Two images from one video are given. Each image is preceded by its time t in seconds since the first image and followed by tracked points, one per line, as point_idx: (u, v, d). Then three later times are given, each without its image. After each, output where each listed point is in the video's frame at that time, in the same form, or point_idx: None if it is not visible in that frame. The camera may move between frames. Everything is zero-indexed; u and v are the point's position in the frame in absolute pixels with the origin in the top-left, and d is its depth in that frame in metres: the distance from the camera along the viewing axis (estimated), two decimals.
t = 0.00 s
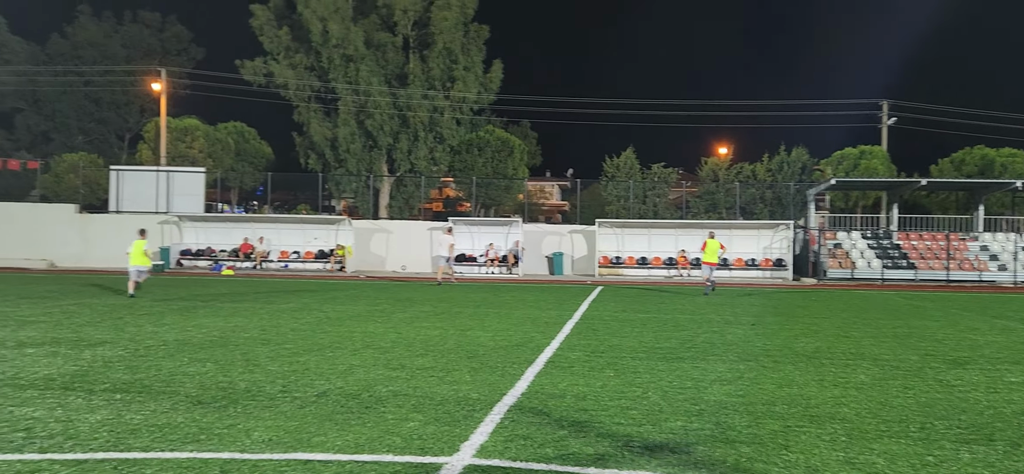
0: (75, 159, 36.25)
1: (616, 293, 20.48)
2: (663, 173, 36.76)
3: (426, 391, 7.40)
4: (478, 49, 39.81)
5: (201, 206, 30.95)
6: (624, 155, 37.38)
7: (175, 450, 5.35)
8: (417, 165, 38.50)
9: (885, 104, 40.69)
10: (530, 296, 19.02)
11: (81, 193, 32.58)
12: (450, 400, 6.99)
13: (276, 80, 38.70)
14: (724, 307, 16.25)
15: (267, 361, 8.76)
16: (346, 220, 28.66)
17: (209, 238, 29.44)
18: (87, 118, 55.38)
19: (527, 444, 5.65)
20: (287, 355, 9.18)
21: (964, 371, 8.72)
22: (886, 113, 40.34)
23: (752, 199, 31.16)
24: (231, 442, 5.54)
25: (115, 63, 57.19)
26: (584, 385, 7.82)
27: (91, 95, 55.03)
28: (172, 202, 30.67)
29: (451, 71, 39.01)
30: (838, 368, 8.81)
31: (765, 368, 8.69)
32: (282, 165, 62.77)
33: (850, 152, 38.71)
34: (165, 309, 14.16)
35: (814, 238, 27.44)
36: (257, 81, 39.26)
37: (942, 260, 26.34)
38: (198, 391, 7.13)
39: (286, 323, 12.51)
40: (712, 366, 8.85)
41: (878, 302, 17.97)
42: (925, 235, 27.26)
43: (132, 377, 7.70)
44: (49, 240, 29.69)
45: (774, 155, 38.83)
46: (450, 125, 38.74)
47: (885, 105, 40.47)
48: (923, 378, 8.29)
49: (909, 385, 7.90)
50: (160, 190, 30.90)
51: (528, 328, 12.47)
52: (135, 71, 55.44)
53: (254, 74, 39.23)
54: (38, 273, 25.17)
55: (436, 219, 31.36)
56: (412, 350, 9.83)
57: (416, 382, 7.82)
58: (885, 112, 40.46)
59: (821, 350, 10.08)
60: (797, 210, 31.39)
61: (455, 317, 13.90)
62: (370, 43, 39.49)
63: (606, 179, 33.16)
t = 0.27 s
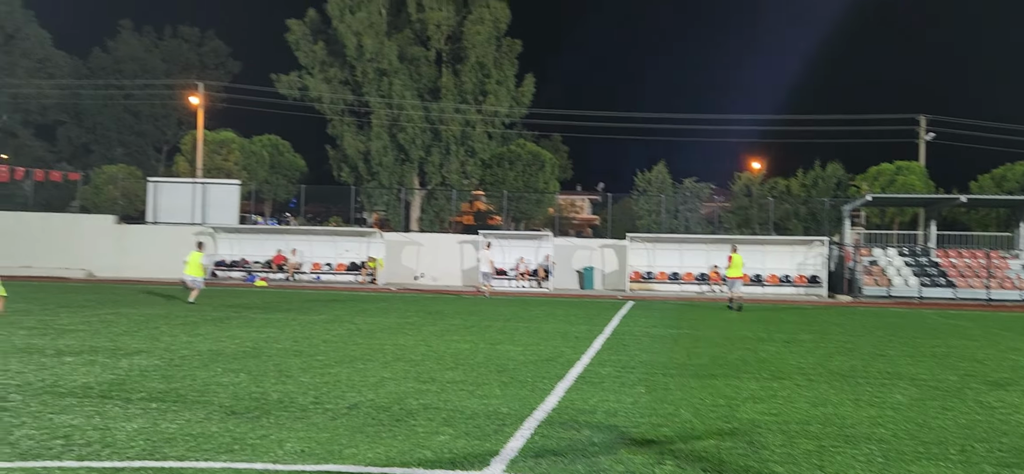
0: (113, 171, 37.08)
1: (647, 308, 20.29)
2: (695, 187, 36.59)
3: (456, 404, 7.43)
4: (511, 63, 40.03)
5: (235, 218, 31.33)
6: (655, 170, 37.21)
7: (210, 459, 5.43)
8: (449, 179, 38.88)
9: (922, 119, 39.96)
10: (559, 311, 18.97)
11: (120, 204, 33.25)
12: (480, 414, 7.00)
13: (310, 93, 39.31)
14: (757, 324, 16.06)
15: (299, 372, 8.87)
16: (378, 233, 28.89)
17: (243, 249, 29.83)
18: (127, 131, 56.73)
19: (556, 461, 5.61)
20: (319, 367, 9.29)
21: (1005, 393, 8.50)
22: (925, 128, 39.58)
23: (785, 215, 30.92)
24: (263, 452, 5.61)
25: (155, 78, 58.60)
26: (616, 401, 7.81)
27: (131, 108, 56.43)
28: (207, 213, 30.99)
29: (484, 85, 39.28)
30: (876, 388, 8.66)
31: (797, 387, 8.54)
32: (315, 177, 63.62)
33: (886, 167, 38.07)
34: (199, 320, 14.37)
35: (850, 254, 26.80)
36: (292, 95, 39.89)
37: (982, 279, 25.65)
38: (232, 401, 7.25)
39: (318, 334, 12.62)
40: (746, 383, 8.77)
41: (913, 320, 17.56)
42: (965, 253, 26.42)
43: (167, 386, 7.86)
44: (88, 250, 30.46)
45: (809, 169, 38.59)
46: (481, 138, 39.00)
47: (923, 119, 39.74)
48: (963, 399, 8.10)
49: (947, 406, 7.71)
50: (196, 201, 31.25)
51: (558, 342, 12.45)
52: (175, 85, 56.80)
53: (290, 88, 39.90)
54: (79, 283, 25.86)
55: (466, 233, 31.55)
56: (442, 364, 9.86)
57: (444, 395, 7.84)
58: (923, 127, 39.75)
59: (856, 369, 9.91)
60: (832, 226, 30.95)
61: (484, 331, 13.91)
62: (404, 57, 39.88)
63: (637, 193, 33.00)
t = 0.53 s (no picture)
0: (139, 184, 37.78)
1: (665, 325, 20.11)
2: (716, 203, 36.44)
3: (471, 420, 7.41)
4: (532, 79, 40.25)
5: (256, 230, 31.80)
6: (676, 186, 37.07)
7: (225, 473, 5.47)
8: (469, 193, 39.08)
9: (946, 136, 39.55)
10: (576, 327, 18.90)
11: (145, 217, 33.68)
12: (494, 430, 6.98)
13: (332, 108, 39.64)
14: (778, 342, 15.86)
15: (315, 387, 8.91)
16: (398, 247, 29.03)
17: (264, 262, 30.07)
18: (153, 145, 57.68)
19: None
20: (336, 381, 9.32)
21: None
22: (949, 145, 39.15)
23: (808, 231, 30.63)
24: (277, 466, 5.63)
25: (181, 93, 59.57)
26: (633, 418, 7.75)
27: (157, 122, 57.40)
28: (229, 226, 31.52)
29: (505, 101, 39.21)
30: (898, 409, 8.52)
31: (816, 407, 8.43)
32: (337, 191, 64.15)
33: (909, 185, 37.65)
34: (219, 333, 14.47)
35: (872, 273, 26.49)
36: (315, 109, 40.30)
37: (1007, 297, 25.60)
38: (249, 414, 7.30)
39: (336, 349, 12.65)
40: (765, 403, 8.67)
41: (936, 340, 17.28)
42: (989, 271, 26.05)
43: (185, 399, 7.93)
44: (111, 261, 30.90)
45: (832, 186, 38.30)
46: (502, 154, 39.09)
47: (947, 137, 39.31)
48: (987, 421, 7.95)
49: (969, 428, 7.57)
50: (219, 214, 31.84)
51: (576, 358, 12.42)
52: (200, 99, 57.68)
53: (312, 103, 40.25)
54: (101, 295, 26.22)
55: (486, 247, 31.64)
56: (458, 379, 9.86)
57: (460, 411, 7.83)
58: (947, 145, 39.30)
59: (878, 389, 9.76)
60: (855, 243, 30.61)
61: (502, 347, 13.87)
62: (425, 73, 40.17)
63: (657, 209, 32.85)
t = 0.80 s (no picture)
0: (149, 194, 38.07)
1: (672, 339, 19.99)
2: (725, 216, 36.38)
3: (474, 433, 7.39)
4: (541, 92, 40.42)
5: (265, 241, 31.99)
6: (684, 199, 36.95)
7: None
8: (477, 205, 39.14)
9: (956, 150, 39.35)
10: (582, 340, 18.83)
11: (154, 226, 33.78)
12: (497, 444, 6.96)
13: (342, 120, 39.79)
14: (785, 355, 15.74)
15: (319, 398, 8.91)
16: (405, 258, 29.11)
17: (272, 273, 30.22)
18: (164, 156, 58.14)
19: None
20: (340, 393, 9.32)
21: None
22: (958, 159, 38.99)
23: (817, 245, 30.46)
24: None
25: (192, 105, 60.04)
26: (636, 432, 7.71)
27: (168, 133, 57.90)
28: (238, 237, 31.72)
29: (514, 113, 39.45)
30: (904, 424, 8.44)
31: (822, 423, 8.36)
32: (346, 202, 64.35)
33: (918, 199, 37.43)
34: (225, 343, 14.48)
35: (881, 287, 26.30)
36: (325, 121, 40.52)
37: (1018, 313, 25.19)
38: (251, 426, 7.30)
39: (341, 360, 12.63)
40: (771, 418, 8.59)
41: (946, 355, 17.10)
42: (999, 286, 26.04)
43: (188, 410, 7.94)
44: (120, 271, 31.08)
45: (841, 199, 38.14)
46: (511, 166, 39.18)
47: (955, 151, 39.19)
48: (994, 438, 7.86)
49: (976, 445, 7.48)
50: (228, 224, 31.99)
51: (582, 371, 12.39)
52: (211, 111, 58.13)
53: (322, 114, 40.50)
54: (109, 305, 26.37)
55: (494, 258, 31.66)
56: (462, 392, 9.83)
57: (463, 424, 7.81)
58: (956, 159, 39.12)
59: (885, 405, 9.68)
60: (865, 257, 30.46)
61: (507, 359, 13.84)
62: (435, 85, 40.39)
63: (665, 223, 32.72)
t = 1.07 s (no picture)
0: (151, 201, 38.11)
1: (673, 346, 19.92)
2: (727, 223, 36.38)
3: (472, 441, 7.37)
4: (543, 99, 40.53)
5: (267, 248, 32.07)
6: (686, 206, 36.91)
7: None
8: (478, 212, 39.09)
9: (958, 158, 39.31)
10: (583, 347, 18.80)
11: (156, 233, 33.79)
12: (494, 451, 6.94)
13: (344, 127, 39.84)
14: (786, 363, 15.68)
15: (318, 406, 8.89)
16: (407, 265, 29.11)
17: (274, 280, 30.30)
18: (166, 163, 58.23)
19: None
20: (338, 400, 9.31)
21: None
22: (960, 167, 38.91)
23: (819, 252, 30.61)
24: None
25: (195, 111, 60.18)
26: (634, 440, 7.68)
27: (170, 140, 58.04)
28: (240, 244, 31.80)
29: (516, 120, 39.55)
30: (903, 433, 8.40)
31: (821, 431, 8.32)
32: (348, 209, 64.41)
33: (920, 207, 37.29)
34: (225, 351, 14.46)
35: (884, 295, 26.17)
36: (327, 128, 40.57)
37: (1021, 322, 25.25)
38: (248, 433, 7.29)
39: (341, 367, 12.61)
40: (769, 426, 8.56)
41: (947, 363, 17.05)
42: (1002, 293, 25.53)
43: (186, 418, 7.93)
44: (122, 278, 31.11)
45: (843, 207, 38.10)
46: (512, 173, 39.18)
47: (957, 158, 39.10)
48: (994, 446, 7.81)
49: (975, 453, 7.46)
50: (230, 231, 32.05)
51: (582, 379, 12.37)
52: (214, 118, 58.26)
53: (324, 121, 40.56)
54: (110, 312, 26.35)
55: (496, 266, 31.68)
56: (461, 399, 9.81)
57: (461, 432, 7.80)
58: (958, 167, 39.10)
59: (885, 413, 9.65)
60: (867, 265, 30.38)
61: (507, 366, 13.82)
62: (437, 92, 40.44)
63: (667, 229, 32.70)
